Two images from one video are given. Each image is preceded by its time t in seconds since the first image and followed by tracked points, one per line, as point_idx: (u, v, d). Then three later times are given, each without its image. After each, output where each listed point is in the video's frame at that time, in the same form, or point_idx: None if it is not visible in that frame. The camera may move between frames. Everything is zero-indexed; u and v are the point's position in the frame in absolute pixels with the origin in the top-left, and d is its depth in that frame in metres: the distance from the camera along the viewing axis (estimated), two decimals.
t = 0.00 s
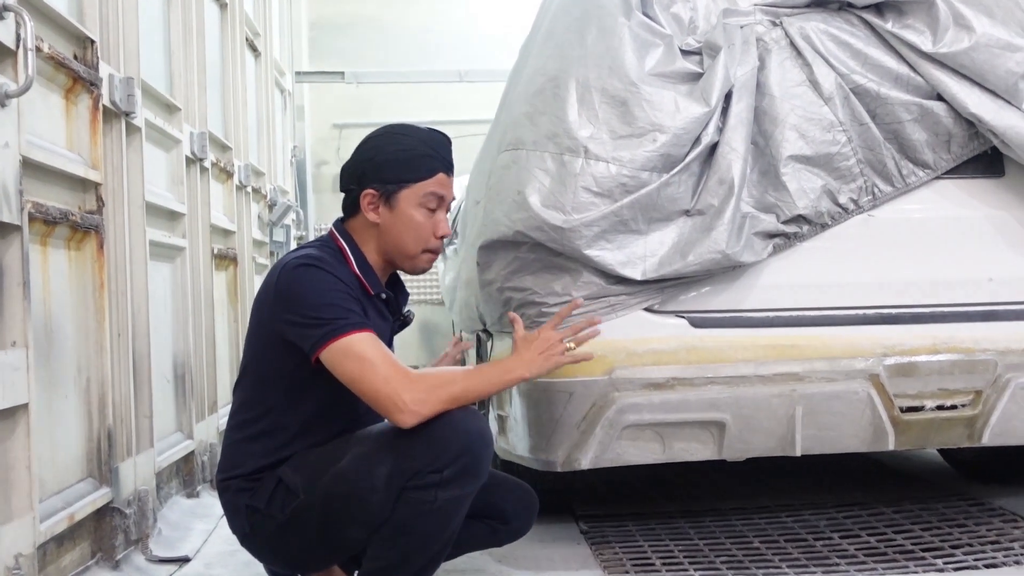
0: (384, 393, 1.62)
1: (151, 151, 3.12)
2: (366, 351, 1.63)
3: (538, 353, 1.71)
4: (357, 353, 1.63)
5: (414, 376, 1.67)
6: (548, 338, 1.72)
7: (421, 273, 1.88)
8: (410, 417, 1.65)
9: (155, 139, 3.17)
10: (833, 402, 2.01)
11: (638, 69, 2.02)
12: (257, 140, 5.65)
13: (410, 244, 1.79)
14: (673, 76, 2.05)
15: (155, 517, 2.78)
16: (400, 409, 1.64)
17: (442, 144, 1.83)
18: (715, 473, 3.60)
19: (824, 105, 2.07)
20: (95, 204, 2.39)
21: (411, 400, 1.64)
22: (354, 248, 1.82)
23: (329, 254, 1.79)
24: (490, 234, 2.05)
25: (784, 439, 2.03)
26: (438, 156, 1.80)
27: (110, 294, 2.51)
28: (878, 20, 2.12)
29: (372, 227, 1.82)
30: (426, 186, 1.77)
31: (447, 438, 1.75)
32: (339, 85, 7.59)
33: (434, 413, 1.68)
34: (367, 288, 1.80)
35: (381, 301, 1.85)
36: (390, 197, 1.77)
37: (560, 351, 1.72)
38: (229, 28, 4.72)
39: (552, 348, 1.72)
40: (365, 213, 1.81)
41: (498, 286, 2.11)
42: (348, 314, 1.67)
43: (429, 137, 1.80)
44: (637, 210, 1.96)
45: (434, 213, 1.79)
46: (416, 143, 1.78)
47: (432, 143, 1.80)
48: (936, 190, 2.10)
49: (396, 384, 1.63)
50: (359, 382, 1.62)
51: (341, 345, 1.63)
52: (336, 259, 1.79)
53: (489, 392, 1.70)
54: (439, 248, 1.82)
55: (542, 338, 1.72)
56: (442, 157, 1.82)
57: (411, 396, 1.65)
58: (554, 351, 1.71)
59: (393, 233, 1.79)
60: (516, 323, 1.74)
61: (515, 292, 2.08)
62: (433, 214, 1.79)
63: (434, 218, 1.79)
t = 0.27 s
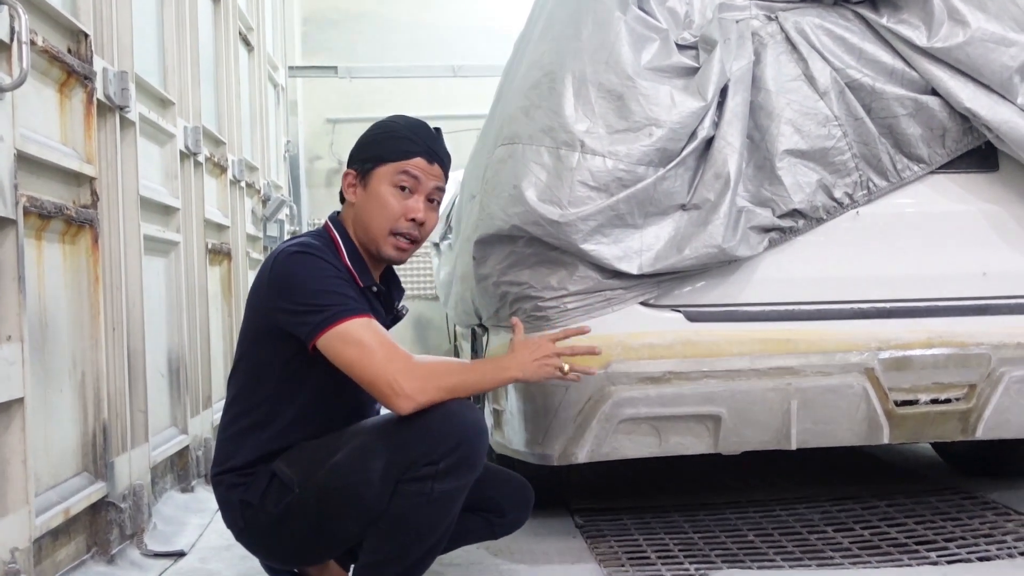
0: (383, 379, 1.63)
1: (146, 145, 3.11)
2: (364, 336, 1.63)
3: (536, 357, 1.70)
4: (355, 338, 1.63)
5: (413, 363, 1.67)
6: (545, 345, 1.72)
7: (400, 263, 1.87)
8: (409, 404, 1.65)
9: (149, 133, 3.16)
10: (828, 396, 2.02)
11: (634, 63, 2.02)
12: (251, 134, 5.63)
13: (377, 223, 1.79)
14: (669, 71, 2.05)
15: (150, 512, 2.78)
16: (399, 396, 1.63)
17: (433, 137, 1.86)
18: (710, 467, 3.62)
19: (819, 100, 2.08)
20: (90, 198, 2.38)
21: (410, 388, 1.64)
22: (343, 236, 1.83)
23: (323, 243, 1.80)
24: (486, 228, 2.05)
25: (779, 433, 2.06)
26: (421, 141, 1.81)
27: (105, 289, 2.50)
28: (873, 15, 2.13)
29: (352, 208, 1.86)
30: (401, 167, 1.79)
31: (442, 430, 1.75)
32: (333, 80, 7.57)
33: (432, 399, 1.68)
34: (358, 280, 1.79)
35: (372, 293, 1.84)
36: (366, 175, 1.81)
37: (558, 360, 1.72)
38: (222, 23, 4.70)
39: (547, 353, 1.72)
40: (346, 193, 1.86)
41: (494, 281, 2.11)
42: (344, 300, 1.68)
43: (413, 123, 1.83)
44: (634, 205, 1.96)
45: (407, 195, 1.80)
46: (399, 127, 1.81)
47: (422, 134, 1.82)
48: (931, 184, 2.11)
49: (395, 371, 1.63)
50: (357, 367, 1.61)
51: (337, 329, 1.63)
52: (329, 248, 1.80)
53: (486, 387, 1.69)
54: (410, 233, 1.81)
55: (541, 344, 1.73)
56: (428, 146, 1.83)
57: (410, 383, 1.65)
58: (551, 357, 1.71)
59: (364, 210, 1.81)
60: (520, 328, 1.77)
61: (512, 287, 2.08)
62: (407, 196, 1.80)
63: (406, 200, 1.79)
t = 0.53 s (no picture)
0: (374, 373, 1.62)
1: (138, 138, 3.09)
2: (356, 329, 1.63)
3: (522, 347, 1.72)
4: (346, 332, 1.62)
5: (403, 357, 1.67)
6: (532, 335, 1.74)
7: (390, 253, 1.86)
8: (399, 398, 1.64)
9: (141, 126, 3.14)
10: (823, 388, 2.02)
11: (628, 56, 2.02)
12: (243, 128, 5.60)
13: (361, 214, 1.79)
14: (663, 64, 2.05)
15: (144, 506, 2.78)
16: (389, 390, 1.63)
17: (413, 125, 1.84)
18: (703, 460, 3.63)
19: (813, 93, 2.07)
20: (81, 191, 2.37)
21: (400, 382, 1.64)
22: (335, 229, 1.83)
23: (316, 236, 1.79)
24: (480, 221, 2.05)
25: (773, 425, 2.04)
26: (400, 130, 1.80)
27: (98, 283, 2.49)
28: (867, 7, 2.12)
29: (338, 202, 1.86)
30: (380, 157, 1.78)
31: (437, 423, 1.75)
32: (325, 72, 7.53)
33: (422, 394, 1.68)
34: (351, 274, 1.79)
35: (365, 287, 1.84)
36: (347, 169, 1.81)
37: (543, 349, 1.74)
38: (214, 15, 4.67)
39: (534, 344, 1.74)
40: (331, 189, 1.87)
41: (488, 274, 2.11)
42: (339, 293, 1.67)
43: (392, 113, 1.82)
44: (628, 198, 1.96)
45: (388, 184, 1.79)
46: (377, 117, 1.80)
47: (399, 121, 1.81)
48: (924, 177, 2.11)
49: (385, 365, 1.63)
50: (348, 361, 1.61)
51: (331, 323, 1.63)
52: (322, 241, 1.79)
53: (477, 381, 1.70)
54: (395, 223, 1.80)
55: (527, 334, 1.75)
56: (409, 134, 1.82)
57: (401, 377, 1.64)
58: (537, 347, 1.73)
59: (348, 204, 1.82)
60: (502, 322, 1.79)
61: (506, 280, 2.08)
62: (388, 186, 1.80)
63: (387, 189, 1.79)
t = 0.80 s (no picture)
0: (369, 370, 1.62)
1: (129, 133, 3.07)
2: (351, 327, 1.62)
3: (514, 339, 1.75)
4: (341, 329, 1.61)
5: (398, 354, 1.66)
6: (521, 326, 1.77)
7: (384, 245, 1.85)
8: (394, 396, 1.64)
9: (133, 120, 3.11)
10: (818, 381, 2.02)
11: (623, 49, 2.01)
12: (236, 122, 5.57)
13: (354, 206, 1.78)
14: (658, 57, 2.04)
15: (138, 502, 2.77)
16: (384, 387, 1.63)
17: (403, 115, 1.83)
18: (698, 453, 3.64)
19: (807, 86, 2.07)
20: (73, 186, 2.35)
21: (395, 380, 1.64)
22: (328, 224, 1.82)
23: (310, 232, 1.78)
24: (475, 215, 2.04)
25: (769, 418, 2.04)
26: (389, 119, 1.80)
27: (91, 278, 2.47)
28: None
29: (330, 196, 1.85)
30: (371, 148, 1.77)
31: (434, 418, 1.75)
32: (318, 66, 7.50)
33: (417, 388, 1.68)
34: (345, 268, 1.78)
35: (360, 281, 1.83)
36: (338, 161, 1.80)
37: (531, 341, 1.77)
38: (206, 8, 4.64)
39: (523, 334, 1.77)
40: (323, 183, 1.86)
41: (483, 268, 2.11)
42: (334, 289, 1.66)
43: (380, 103, 1.81)
44: (623, 192, 1.96)
45: (380, 175, 1.78)
46: (366, 108, 1.80)
47: (389, 112, 1.80)
48: (919, 170, 2.11)
49: (381, 362, 1.62)
50: (343, 358, 1.60)
51: (326, 320, 1.62)
52: (316, 237, 1.78)
53: (469, 375, 1.71)
54: (389, 213, 1.79)
55: (517, 326, 1.77)
56: (399, 123, 1.81)
57: (396, 374, 1.64)
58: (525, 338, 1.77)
59: (340, 196, 1.80)
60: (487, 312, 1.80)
61: (501, 274, 2.07)
62: (381, 177, 1.79)
63: (380, 180, 1.78)
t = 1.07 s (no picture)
0: (372, 367, 1.62)
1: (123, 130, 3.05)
2: (353, 324, 1.62)
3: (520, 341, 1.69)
4: (344, 327, 1.61)
5: (402, 351, 1.66)
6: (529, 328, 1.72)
7: (382, 243, 1.85)
8: (398, 393, 1.64)
9: (127, 117, 3.10)
10: (814, 377, 2.02)
11: (619, 46, 2.01)
12: (230, 119, 5.56)
13: (353, 204, 1.78)
14: (655, 53, 2.04)
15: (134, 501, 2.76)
16: (387, 384, 1.63)
17: (402, 112, 1.83)
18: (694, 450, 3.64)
19: (804, 82, 2.07)
20: (67, 184, 2.34)
21: (399, 377, 1.64)
22: (326, 221, 1.81)
23: (307, 229, 1.78)
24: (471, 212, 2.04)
25: (766, 415, 2.05)
26: (388, 117, 1.79)
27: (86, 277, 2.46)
28: None
29: (328, 193, 1.84)
30: (370, 146, 1.77)
31: (435, 416, 1.75)
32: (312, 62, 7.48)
33: (421, 385, 1.67)
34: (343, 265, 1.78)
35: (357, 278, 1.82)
36: (337, 159, 1.79)
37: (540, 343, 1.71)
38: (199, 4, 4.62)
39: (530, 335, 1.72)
40: (321, 179, 1.85)
41: (479, 266, 2.10)
42: (333, 286, 1.66)
43: (380, 100, 1.80)
44: (619, 189, 1.96)
45: (379, 173, 1.78)
46: (365, 105, 1.79)
47: (387, 109, 1.80)
48: (916, 167, 2.11)
49: (384, 359, 1.62)
50: (345, 355, 1.60)
51: (326, 317, 1.61)
52: (314, 234, 1.77)
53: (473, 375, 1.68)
54: (387, 211, 1.79)
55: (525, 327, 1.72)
56: (399, 121, 1.81)
57: (400, 371, 1.64)
58: (531, 340, 1.71)
59: (339, 194, 1.79)
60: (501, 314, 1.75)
61: (498, 272, 2.07)
62: (380, 175, 1.78)
63: (379, 178, 1.78)
